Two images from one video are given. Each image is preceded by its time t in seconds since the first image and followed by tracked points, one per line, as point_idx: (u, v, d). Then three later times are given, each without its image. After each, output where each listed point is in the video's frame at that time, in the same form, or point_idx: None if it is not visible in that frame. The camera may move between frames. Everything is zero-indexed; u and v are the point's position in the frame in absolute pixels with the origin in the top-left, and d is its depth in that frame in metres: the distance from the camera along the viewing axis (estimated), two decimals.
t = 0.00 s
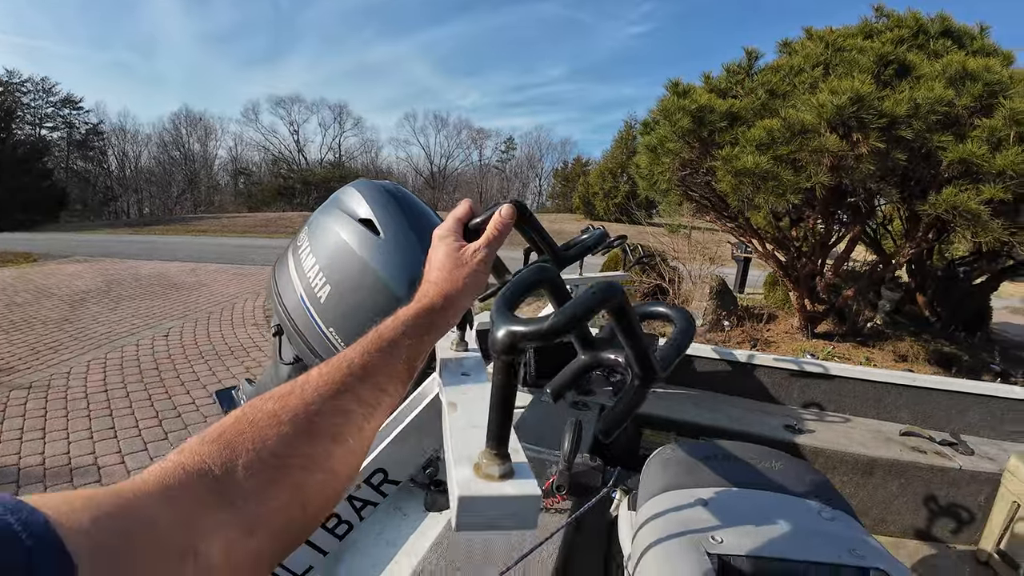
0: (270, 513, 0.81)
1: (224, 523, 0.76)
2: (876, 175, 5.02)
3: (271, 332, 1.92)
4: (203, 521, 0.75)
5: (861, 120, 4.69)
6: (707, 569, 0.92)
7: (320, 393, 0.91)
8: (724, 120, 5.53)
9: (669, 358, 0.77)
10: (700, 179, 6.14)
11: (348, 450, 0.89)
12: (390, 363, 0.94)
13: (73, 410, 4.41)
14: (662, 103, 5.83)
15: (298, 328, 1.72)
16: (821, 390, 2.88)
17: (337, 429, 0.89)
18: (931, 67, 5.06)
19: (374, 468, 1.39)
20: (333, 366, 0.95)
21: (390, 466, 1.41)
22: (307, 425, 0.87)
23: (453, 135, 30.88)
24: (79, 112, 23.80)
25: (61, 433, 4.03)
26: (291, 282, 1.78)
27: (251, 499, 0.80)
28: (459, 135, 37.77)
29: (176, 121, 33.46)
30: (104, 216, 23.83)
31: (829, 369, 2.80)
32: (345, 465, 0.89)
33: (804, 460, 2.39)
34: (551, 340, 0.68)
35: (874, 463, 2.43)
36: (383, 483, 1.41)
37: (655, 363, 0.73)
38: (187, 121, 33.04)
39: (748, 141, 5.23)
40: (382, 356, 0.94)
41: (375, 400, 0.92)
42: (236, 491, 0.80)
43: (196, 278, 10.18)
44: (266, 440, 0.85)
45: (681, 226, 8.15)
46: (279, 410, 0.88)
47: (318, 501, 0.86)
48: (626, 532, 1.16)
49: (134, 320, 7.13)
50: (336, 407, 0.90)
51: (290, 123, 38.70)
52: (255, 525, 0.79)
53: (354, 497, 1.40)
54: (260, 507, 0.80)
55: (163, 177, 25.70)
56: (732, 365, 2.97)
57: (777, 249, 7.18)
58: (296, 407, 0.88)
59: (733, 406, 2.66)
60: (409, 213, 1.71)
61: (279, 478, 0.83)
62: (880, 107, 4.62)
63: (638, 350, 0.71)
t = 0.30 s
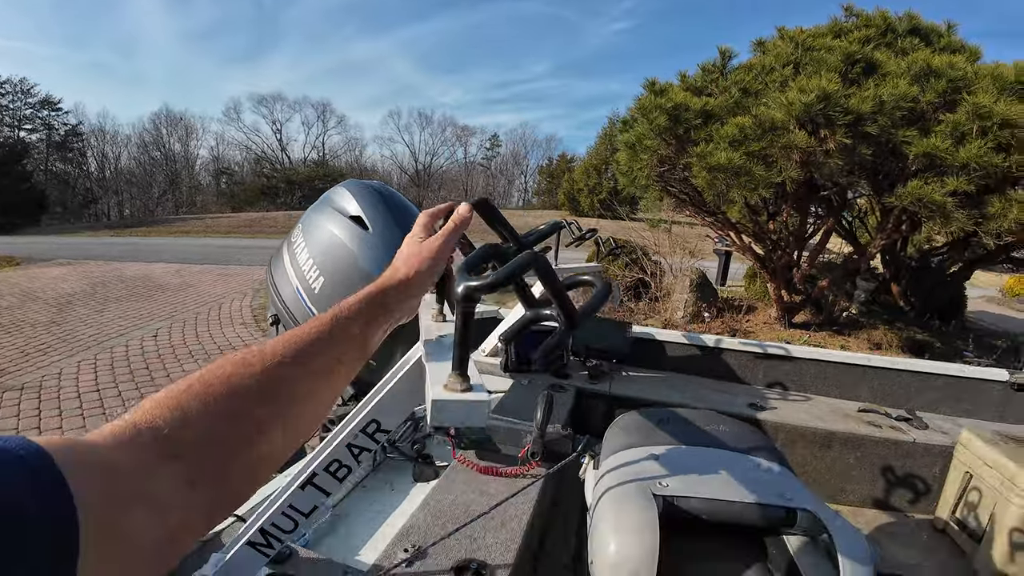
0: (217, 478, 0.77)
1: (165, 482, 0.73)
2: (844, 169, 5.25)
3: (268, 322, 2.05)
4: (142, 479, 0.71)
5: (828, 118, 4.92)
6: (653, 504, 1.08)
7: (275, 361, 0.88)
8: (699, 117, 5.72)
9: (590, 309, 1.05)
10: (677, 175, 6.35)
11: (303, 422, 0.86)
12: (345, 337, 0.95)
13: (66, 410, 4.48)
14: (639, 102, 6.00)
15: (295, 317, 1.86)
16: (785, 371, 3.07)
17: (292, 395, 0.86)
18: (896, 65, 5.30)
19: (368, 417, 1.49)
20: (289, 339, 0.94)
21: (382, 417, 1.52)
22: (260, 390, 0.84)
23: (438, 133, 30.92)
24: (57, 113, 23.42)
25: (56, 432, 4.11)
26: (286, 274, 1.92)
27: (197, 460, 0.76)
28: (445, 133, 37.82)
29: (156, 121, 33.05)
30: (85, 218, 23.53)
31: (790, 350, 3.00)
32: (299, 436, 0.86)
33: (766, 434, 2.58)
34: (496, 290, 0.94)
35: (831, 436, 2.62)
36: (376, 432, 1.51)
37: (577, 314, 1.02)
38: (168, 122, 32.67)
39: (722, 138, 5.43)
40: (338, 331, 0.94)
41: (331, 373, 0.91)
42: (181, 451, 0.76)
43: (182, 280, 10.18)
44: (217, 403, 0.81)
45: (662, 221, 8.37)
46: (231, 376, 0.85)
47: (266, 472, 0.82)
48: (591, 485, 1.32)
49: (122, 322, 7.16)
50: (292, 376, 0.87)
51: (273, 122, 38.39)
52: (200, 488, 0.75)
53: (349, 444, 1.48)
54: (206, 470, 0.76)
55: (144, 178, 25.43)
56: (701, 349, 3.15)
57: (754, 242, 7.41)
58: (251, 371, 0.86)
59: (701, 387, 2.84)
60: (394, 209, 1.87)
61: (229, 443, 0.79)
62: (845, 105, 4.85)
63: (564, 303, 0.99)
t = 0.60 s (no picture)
0: (172, 520, 0.72)
1: (115, 522, 0.67)
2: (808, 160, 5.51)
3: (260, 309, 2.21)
4: (91, 516, 0.66)
5: (791, 111, 5.18)
6: (598, 446, 1.27)
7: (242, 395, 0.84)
8: (670, 112, 5.95)
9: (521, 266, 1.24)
10: (652, 168, 6.57)
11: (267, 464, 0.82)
12: (319, 377, 0.91)
13: (58, 408, 4.57)
14: (613, 98, 6.20)
15: (287, 305, 2.02)
16: (745, 348, 3.31)
17: (257, 435, 0.81)
18: (856, 59, 5.56)
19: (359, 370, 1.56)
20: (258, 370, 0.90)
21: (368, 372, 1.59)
22: (226, 426, 0.79)
23: (421, 130, 30.89)
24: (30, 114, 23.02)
25: (50, 428, 4.21)
26: (276, 264, 2.09)
27: (152, 501, 0.71)
28: (427, 129, 37.75)
29: (132, 121, 32.57)
30: (62, 222, 23.19)
31: (749, 329, 3.24)
32: (261, 479, 0.82)
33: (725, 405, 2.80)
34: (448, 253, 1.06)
35: (785, 405, 2.86)
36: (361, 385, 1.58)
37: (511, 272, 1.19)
38: (145, 122, 32.18)
39: (692, 131, 5.66)
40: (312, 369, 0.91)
41: (299, 412, 0.87)
42: (135, 488, 0.70)
43: (166, 281, 10.18)
44: (179, 437, 0.76)
45: (640, 213, 8.61)
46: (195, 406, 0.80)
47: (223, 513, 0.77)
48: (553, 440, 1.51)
49: (108, 323, 7.20)
50: (260, 412, 0.83)
51: (253, 120, 38.02)
52: (151, 530, 0.70)
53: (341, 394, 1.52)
54: (160, 512, 0.71)
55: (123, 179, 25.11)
56: (669, 330, 3.38)
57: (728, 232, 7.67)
58: (217, 402, 0.82)
59: (667, 364, 3.06)
60: (375, 203, 2.04)
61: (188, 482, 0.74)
62: (807, 98, 5.10)
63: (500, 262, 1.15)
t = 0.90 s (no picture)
0: (118, 521, 0.72)
1: (76, 511, 0.68)
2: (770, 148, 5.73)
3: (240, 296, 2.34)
4: (50, 505, 0.66)
5: (752, 101, 5.39)
6: (546, 404, 1.43)
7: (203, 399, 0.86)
8: (637, 104, 6.13)
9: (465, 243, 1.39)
10: (623, 159, 6.77)
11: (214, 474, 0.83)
12: (279, 390, 0.94)
13: (42, 408, 4.63)
14: (584, 90, 6.39)
15: (266, 292, 2.15)
16: (705, 326, 3.52)
17: (215, 434, 0.84)
18: (815, 50, 5.78)
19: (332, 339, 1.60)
20: (213, 378, 0.91)
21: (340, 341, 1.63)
22: (181, 428, 0.81)
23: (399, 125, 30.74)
24: None
25: (36, 426, 4.27)
26: (255, 253, 2.21)
27: (109, 487, 0.72)
28: (404, 124, 37.55)
29: (101, 121, 31.90)
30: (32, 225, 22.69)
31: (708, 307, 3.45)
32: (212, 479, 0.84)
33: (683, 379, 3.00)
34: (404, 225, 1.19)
35: (741, 376, 3.08)
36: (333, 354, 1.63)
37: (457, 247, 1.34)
38: (115, 122, 31.55)
39: (659, 122, 5.85)
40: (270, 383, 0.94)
41: (256, 417, 0.90)
42: (95, 475, 0.72)
43: (143, 281, 10.13)
44: (135, 436, 0.76)
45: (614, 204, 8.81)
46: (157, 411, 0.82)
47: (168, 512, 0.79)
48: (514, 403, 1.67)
49: (86, 324, 7.20)
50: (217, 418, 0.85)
51: (226, 118, 37.43)
52: (97, 527, 0.70)
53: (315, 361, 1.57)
54: (118, 502, 0.72)
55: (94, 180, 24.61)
56: (635, 311, 3.58)
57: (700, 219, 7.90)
58: (182, 401, 0.83)
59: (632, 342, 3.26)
60: (348, 193, 2.16)
61: (142, 481, 0.75)
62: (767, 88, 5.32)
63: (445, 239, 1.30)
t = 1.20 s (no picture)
0: None
1: None
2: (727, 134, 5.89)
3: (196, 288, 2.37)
4: None
5: (709, 88, 5.53)
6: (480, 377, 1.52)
7: None
8: (599, 92, 6.22)
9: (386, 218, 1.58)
10: (587, 147, 6.88)
11: None
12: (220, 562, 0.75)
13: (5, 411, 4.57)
14: (547, 80, 6.48)
15: (220, 283, 2.19)
16: (660, 307, 3.66)
17: None
18: (769, 38, 5.93)
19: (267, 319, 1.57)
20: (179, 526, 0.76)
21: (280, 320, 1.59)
22: None
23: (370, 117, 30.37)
24: None
25: None
26: (209, 245, 2.25)
27: None
28: (376, 117, 37.08)
29: (60, 118, 30.87)
30: None
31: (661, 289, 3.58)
32: None
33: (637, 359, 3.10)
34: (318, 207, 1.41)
35: (692, 353, 3.22)
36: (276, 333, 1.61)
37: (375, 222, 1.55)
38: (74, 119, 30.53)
39: (621, 110, 5.96)
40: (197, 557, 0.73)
41: None
42: None
43: (108, 282, 9.93)
44: None
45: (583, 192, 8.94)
46: (73, 571, 0.65)
47: None
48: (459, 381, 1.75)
49: (49, 327, 7.07)
50: None
51: (192, 113, 36.53)
52: None
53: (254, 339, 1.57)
54: None
55: (54, 180, 23.84)
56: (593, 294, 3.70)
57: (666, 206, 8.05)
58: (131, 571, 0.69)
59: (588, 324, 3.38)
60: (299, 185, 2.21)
61: None
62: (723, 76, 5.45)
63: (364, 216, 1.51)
